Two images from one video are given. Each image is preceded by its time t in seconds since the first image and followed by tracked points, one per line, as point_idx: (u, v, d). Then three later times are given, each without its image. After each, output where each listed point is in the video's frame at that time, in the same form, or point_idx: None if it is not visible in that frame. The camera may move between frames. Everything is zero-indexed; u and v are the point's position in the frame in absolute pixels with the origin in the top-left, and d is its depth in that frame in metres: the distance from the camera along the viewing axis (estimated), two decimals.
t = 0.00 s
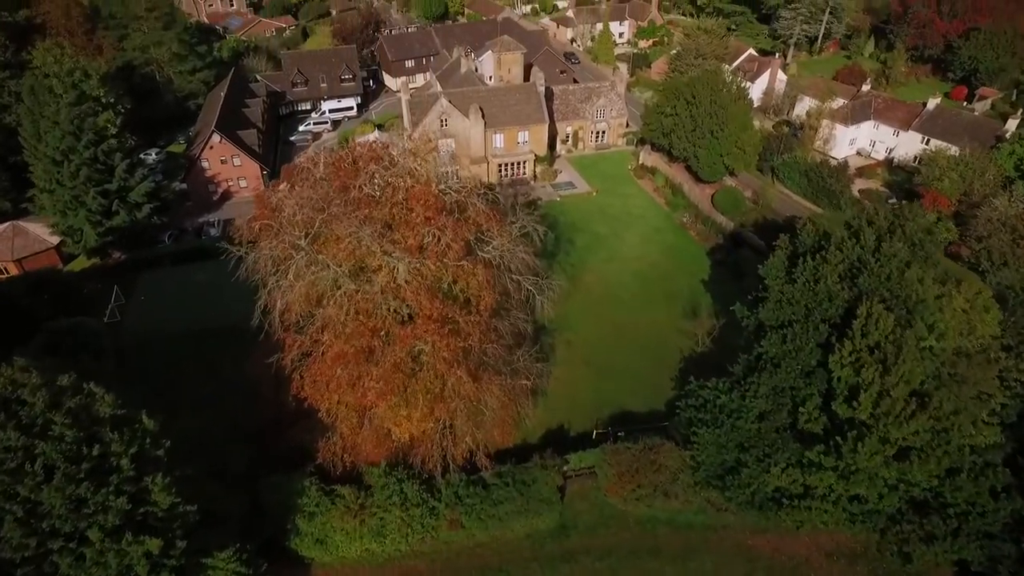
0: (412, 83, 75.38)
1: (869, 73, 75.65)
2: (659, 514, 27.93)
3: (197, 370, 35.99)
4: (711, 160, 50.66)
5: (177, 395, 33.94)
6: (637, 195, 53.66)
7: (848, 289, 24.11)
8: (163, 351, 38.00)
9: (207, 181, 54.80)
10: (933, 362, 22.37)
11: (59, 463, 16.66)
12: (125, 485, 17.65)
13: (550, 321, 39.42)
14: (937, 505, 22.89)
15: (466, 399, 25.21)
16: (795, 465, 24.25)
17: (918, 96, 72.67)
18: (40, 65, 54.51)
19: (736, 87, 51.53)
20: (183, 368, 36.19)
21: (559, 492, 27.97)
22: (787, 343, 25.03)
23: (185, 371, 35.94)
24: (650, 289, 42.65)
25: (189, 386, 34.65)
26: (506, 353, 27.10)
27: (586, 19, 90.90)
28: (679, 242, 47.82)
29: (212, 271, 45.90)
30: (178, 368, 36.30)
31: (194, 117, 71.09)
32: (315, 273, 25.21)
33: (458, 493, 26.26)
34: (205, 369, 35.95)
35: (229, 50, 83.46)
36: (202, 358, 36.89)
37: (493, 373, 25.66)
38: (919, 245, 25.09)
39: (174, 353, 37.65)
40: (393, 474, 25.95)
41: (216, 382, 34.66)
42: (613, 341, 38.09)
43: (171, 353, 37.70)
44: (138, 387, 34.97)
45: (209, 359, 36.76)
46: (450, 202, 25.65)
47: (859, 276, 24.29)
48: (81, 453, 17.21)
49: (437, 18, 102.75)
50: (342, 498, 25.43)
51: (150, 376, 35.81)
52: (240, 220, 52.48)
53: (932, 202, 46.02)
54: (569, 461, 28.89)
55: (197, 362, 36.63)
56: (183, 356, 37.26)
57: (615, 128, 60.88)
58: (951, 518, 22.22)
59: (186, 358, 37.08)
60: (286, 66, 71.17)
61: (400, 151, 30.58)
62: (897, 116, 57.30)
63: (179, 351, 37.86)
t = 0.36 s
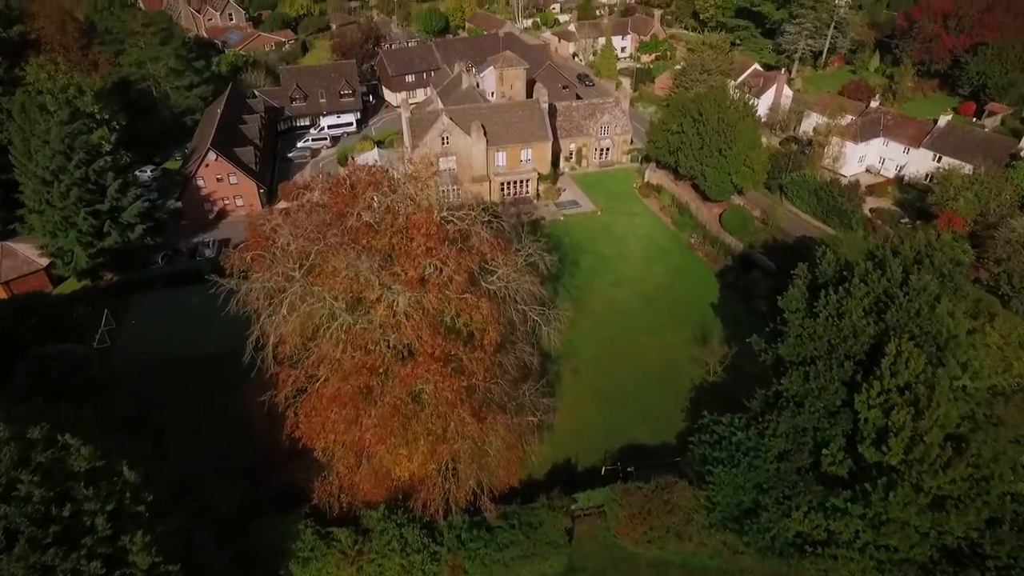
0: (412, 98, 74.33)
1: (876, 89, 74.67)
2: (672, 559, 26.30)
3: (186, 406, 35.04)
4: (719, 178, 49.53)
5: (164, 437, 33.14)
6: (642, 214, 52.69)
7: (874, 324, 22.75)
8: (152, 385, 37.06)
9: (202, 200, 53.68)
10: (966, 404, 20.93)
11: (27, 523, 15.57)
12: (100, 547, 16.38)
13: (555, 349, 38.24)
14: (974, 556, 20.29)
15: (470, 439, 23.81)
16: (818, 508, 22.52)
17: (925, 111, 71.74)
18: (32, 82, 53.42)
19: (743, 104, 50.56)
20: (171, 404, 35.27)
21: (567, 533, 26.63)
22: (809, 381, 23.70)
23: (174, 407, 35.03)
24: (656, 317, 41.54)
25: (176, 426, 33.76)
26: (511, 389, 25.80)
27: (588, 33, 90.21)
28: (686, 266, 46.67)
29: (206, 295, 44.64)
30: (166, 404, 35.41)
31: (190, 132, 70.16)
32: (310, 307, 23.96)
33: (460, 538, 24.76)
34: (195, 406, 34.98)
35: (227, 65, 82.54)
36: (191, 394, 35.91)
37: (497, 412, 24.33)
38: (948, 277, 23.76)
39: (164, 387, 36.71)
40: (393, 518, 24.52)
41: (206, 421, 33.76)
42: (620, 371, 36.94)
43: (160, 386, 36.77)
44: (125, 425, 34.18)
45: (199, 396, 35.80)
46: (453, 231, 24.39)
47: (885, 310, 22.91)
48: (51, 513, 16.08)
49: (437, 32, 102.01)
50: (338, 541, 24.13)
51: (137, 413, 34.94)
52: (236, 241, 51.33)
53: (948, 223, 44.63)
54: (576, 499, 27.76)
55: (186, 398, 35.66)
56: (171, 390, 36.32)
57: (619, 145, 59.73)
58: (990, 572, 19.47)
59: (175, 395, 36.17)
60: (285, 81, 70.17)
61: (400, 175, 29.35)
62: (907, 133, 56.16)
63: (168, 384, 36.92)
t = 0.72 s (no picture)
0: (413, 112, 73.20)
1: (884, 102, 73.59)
2: None
3: (175, 440, 33.60)
4: (729, 195, 48.22)
5: (150, 475, 31.70)
6: (648, 232, 51.60)
7: (905, 360, 21.41)
8: (139, 415, 35.66)
9: (197, 217, 52.39)
10: (1008, 448, 19.48)
11: None
12: None
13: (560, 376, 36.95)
14: None
15: (475, 483, 22.40)
16: (845, 554, 20.59)
17: (933, 125, 70.59)
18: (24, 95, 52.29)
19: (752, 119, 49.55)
20: (158, 436, 33.95)
21: None
22: (835, 421, 22.17)
23: (163, 441, 33.61)
24: (665, 340, 40.21)
25: (163, 463, 32.31)
26: (517, 427, 24.47)
27: (590, 45, 89.13)
28: (695, 287, 45.42)
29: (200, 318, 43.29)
30: (155, 437, 33.98)
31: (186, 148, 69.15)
32: (303, 341, 22.67)
33: None
34: (184, 439, 33.57)
35: (226, 77, 81.50)
36: (181, 427, 34.43)
37: (503, 452, 22.99)
38: (984, 309, 22.38)
39: (152, 417, 35.29)
40: (391, 565, 22.94)
41: (196, 458, 32.37)
42: (630, 398, 35.54)
43: (149, 417, 35.33)
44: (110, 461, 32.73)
45: (189, 429, 34.36)
46: (456, 259, 23.17)
47: (918, 346, 21.50)
48: None
49: (438, 44, 100.98)
50: None
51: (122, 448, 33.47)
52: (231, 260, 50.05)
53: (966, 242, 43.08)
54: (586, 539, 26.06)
55: (176, 431, 34.23)
56: (160, 422, 34.91)
57: (623, 160, 58.60)
58: None
59: (163, 426, 34.76)
60: (283, 94, 68.86)
61: (399, 197, 28.12)
62: (918, 149, 54.98)
63: (157, 414, 35.50)
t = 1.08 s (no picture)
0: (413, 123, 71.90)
1: (892, 114, 72.30)
2: None
3: (164, 471, 32.19)
4: (738, 212, 46.91)
5: (138, 510, 30.28)
6: (655, 248, 50.50)
7: (943, 399, 20.05)
8: (124, 443, 34.24)
9: (191, 233, 50.94)
10: None
11: None
12: None
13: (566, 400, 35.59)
14: None
15: (479, 528, 21.07)
16: None
17: (943, 138, 69.29)
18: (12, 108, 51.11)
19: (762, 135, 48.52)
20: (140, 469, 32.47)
21: None
22: (864, 462, 20.43)
23: (147, 474, 32.16)
24: (675, 362, 38.86)
25: (146, 497, 30.91)
26: (524, 466, 23.19)
27: (593, 56, 87.28)
28: (704, 307, 44.11)
29: (193, 339, 41.84)
30: (143, 469, 32.57)
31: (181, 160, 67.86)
32: (296, 375, 21.39)
33: None
34: (174, 471, 32.17)
35: (223, 87, 80.37)
36: (171, 457, 33.00)
37: (509, 494, 21.69)
38: None
39: (141, 447, 33.87)
40: None
41: (186, 492, 30.94)
42: (639, 424, 34.16)
43: (137, 446, 33.91)
44: (96, 494, 31.28)
45: (179, 459, 32.95)
46: (460, 288, 21.93)
47: (956, 384, 20.06)
48: None
49: (438, 55, 99.90)
50: None
51: (108, 480, 32.02)
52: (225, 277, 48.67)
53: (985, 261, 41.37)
54: None
55: (165, 461, 32.80)
56: (149, 451, 33.49)
57: (629, 174, 57.34)
58: None
59: (148, 455, 33.34)
60: (280, 107, 67.51)
61: (400, 220, 26.90)
62: (930, 162, 53.67)
63: (146, 443, 34.07)
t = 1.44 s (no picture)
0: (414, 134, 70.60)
1: (902, 124, 70.98)
2: None
3: (152, 503, 30.61)
4: (749, 227, 45.47)
5: (122, 546, 28.77)
6: (662, 264, 49.20)
7: (988, 443, 18.45)
8: (107, 470, 32.74)
9: (184, 247, 49.49)
10: None
11: None
12: None
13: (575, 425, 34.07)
14: None
15: None
16: None
17: (954, 149, 67.96)
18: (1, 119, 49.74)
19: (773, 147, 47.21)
20: (122, 499, 30.98)
21: None
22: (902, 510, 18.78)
23: (128, 505, 30.60)
24: (686, 387, 37.48)
25: (127, 530, 29.48)
26: (530, 506, 22.00)
27: (595, 65, 86.11)
28: (715, 328, 42.71)
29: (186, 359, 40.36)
30: (124, 498, 31.06)
31: (176, 172, 66.57)
32: (291, 413, 20.03)
33: None
34: (162, 503, 30.59)
35: (221, 96, 79.16)
36: (159, 487, 31.42)
37: (514, 540, 20.57)
38: None
39: (128, 476, 32.31)
40: None
41: (170, 525, 29.51)
42: (649, 452, 32.74)
43: (125, 475, 32.36)
44: (79, 527, 29.66)
45: (168, 490, 31.37)
46: (466, 320, 20.62)
47: (1003, 427, 18.47)
48: None
49: (438, 63, 98.59)
50: None
51: (93, 511, 30.44)
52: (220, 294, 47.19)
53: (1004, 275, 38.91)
54: None
55: (153, 492, 31.23)
56: (137, 480, 31.92)
57: (634, 186, 56.04)
58: None
59: (130, 483, 31.84)
60: (278, 117, 66.26)
61: (402, 244, 25.62)
62: (944, 175, 52.22)
63: (133, 472, 32.52)
